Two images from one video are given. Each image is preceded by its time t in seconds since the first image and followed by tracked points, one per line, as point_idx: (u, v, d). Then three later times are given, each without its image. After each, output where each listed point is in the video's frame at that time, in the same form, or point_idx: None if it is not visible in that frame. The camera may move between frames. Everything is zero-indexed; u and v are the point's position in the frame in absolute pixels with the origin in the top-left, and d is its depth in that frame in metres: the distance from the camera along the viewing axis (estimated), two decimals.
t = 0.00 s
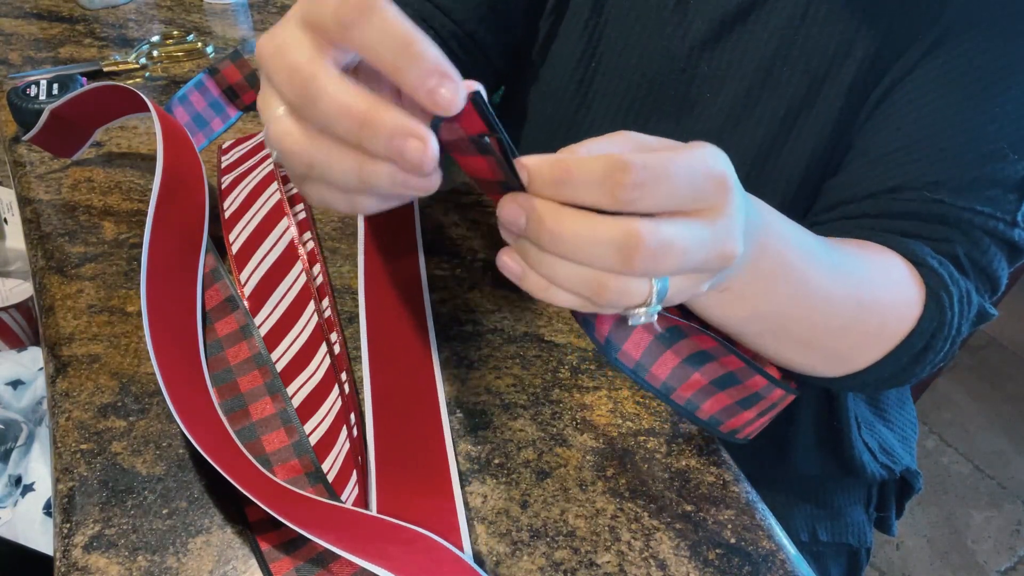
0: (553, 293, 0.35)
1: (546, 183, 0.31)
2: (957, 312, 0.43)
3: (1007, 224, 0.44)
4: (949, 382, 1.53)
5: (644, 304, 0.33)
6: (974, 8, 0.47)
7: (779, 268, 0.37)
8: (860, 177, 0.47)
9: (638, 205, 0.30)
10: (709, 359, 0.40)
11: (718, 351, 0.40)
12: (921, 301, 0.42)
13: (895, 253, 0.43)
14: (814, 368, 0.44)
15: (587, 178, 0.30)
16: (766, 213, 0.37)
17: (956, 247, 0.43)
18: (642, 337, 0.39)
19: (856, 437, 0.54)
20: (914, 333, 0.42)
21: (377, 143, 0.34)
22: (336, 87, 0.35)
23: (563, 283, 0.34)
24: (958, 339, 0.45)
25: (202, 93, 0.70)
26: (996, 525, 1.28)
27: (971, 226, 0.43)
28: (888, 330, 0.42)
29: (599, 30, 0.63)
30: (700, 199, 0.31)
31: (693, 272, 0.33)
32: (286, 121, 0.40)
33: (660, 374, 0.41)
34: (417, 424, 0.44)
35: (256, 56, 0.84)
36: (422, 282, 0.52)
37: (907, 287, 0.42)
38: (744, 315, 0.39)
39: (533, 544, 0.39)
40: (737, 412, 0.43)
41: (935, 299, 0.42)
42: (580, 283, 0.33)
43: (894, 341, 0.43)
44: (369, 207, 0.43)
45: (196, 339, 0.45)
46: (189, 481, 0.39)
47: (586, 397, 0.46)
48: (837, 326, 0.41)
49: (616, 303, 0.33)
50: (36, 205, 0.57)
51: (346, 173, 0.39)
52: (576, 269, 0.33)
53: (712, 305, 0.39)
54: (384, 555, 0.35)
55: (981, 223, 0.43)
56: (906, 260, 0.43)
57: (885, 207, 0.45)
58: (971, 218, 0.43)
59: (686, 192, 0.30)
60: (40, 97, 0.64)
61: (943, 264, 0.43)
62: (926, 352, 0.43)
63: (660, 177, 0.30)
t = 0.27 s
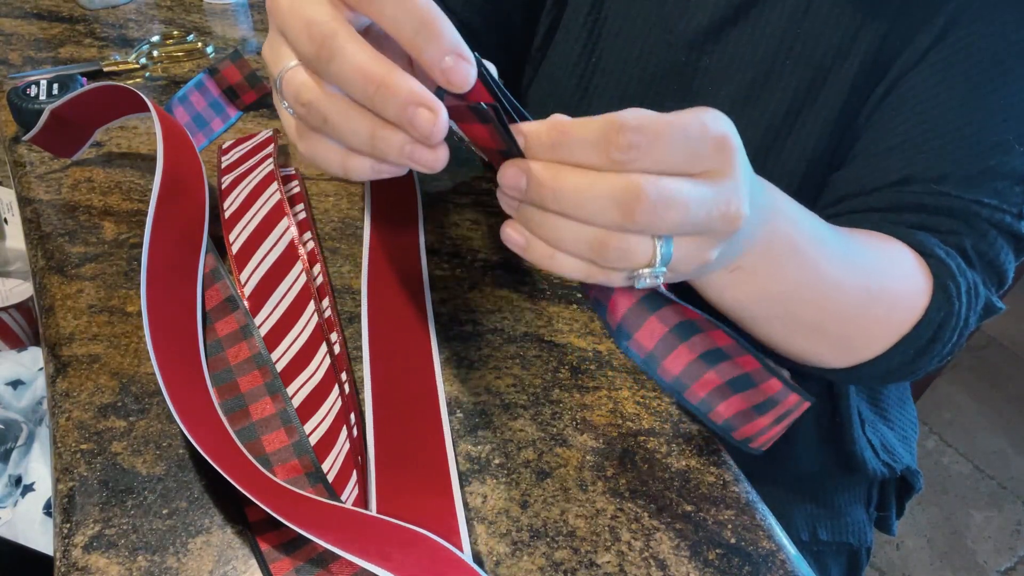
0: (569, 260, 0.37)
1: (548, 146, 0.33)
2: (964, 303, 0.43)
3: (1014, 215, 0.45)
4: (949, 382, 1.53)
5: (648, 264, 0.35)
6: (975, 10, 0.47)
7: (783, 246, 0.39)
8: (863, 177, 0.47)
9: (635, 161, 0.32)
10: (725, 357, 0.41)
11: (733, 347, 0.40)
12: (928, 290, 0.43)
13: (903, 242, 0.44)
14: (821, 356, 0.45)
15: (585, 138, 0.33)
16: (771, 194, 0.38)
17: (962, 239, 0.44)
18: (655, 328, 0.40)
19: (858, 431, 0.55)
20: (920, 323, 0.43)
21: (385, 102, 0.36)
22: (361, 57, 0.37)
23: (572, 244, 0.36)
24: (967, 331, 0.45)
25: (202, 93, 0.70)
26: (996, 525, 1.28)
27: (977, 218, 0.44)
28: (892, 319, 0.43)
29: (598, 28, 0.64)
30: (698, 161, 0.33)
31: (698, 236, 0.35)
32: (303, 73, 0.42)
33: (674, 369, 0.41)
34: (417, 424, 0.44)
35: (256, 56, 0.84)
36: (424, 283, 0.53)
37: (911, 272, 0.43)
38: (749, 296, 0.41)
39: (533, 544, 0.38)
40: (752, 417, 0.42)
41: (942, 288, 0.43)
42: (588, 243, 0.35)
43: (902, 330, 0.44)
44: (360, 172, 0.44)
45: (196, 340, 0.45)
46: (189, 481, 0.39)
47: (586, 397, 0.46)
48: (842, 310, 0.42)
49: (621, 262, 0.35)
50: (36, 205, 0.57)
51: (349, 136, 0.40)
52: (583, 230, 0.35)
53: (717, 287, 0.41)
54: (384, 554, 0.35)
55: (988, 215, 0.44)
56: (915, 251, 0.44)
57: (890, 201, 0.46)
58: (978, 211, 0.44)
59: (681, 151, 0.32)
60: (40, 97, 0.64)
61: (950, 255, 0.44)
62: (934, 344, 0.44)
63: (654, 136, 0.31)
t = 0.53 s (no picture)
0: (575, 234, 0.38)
1: (570, 115, 0.31)
2: (970, 295, 0.44)
3: (1018, 210, 0.44)
4: (949, 382, 1.53)
5: (654, 243, 0.37)
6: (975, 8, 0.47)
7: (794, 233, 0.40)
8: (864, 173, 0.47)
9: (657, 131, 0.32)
10: (752, 368, 0.44)
11: (759, 353, 0.44)
12: (934, 281, 0.43)
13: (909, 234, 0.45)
14: (832, 351, 0.46)
15: (621, 95, 0.30)
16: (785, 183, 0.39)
17: (968, 233, 0.44)
18: (680, 337, 0.45)
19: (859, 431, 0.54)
20: (929, 315, 0.44)
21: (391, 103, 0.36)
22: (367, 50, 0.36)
23: (576, 220, 0.37)
24: (971, 326, 0.46)
25: (202, 93, 0.70)
26: (996, 525, 1.28)
27: (982, 213, 0.44)
28: (902, 310, 0.44)
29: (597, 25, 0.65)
30: (718, 133, 0.33)
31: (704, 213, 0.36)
32: (300, 58, 0.41)
33: (704, 387, 0.45)
34: (417, 425, 0.44)
35: (256, 56, 0.84)
36: (424, 281, 0.53)
37: (920, 262, 0.43)
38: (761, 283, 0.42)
39: (533, 544, 0.38)
40: (796, 440, 0.45)
41: (948, 280, 0.43)
42: (597, 216, 0.37)
43: (910, 322, 0.44)
44: (352, 156, 0.44)
45: (196, 340, 0.45)
46: (189, 481, 0.39)
47: (586, 397, 0.46)
48: (853, 300, 0.43)
49: (629, 237, 0.36)
50: (37, 205, 0.57)
51: (352, 126, 0.40)
52: (590, 205, 0.36)
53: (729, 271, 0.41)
54: (384, 555, 0.35)
55: (992, 210, 0.44)
56: (923, 246, 0.44)
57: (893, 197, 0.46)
58: (984, 204, 0.44)
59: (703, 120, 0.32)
60: (40, 97, 0.64)
61: (956, 247, 0.44)
62: (940, 338, 0.44)
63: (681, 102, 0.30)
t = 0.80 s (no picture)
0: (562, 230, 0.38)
1: (557, 115, 0.32)
2: (968, 296, 0.44)
3: (1014, 213, 0.44)
4: (949, 382, 1.53)
5: (640, 245, 0.36)
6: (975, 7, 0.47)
7: (790, 232, 0.39)
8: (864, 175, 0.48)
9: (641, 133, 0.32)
10: (732, 340, 0.42)
11: (736, 324, 0.42)
12: (932, 283, 0.43)
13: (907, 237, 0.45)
14: (826, 350, 0.46)
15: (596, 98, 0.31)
16: (781, 180, 0.39)
17: (965, 235, 0.44)
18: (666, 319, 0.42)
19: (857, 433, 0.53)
20: (926, 316, 0.44)
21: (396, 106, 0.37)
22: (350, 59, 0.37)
23: (566, 218, 0.37)
24: (968, 327, 0.46)
25: (202, 93, 0.69)
26: (996, 525, 1.28)
27: (979, 216, 0.44)
28: (897, 311, 0.44)
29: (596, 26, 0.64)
30: (708, 135, 0.33)
31: (691, 215, 0.36)
32: (293, 70, 0.42)
33: (697, 364, 0.42)
34: (417, 425, 0.44)
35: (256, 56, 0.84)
36: (425, 281, 0.53)
37: (918, 263, 0.43)
38: (756, 280, 0.41)
39: (533, 544, 0.38)
40: (780, 409, 0.43)
41: (945, 282, 0.43)
42: (583, 213, 0.36)
43: (906, 323, 0.44)
44: (353, 160, 0.44)
45: (196, 340, 0.45)
46: (189, 481, 0.39)
47: (586, 397, 0.46)
48: (849, 299, 0.43)
49: (614, 236, 0.36)
50: (37, 205, 0.57)
51: (354, 133, 0.41)
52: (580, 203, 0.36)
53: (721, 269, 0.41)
54: (384, 554, 0.35)
55: (988, 212, 0.44)
56: (920, 247, 0.44)
57: (891, 199, 0.47)
58: (980, 207, 0.44)
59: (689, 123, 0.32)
60: (40, 97, 0.64)
61: (953, 249, 0.44)
62: (938, 338, 0.44)
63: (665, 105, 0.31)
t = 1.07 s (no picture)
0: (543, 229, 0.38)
1: (525, 122, 0.33)
2: (956, 297, 0.43)
3: (1007, 214, 0.44)
4: (949, 382, 1.53)
5: (619, 238, 0.36)
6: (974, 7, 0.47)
7: (768, 230, 0.40)
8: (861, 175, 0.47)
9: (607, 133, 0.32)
10: (701, 332, 0.42)
11: (709, 318, 0.42)
12: (917, 283, 0.43)
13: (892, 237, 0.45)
14: (812, 351, 0.45)
15: (562, 101, 0.32)
16: (757, 179, 0.39)
17: (955, 236, 0.44)
18: (637, 310, 0.42)
19: (859, 432, 0.54)
20: (913, 317, 0.43)
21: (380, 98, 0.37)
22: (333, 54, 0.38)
23: (544, 216, 0.37)
24: (958, 327, 0.45)
25: (202, 93, 0.69)
26: (996, 525, 1.28)
27: (971, 217, 0.44)
28: (882, 312, 0.43)
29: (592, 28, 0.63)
30: (675, 131, 0.33)
31: (673, 211, 0.35)
32: (277, 69, 0.42)
33: (659, 350, 0.42)
34: (416, 425, 0.44)
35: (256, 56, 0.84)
36: (424, 281, 0.53)
37: (902, 262, 0.43)
38: (738, 280, 0.41)
39: (533, 544, 0.38)
40: (732, 390, 0.43)
41: (933, 283, 0.43)
42: (561, 211, 0.36)
43: (892, 324, 0.44)
44: (339, 158, 0.44)
45: (196, 340, 0.45)
46: (189, 481, 0.39)
47: (586, 397, 0.46)
48: (831, 299, 0.42)
49: (592, 233, 0.36)
50: (36, 205, 0.57)
51: (340, 130, 0.41)
52: (557, 200, 0.36)
53: (700, 270, 0.41)
54: (384, 554, 0.35)
55: (981, 213, 0.44)
56: (905, 246, 0.44)
57: (885, 199, 0.46)
58: (972, 208, 0.44)
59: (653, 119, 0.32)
60: (40, 97, 0.64)
61: (942, 250, 0.44)
62: (926, 339, 0.44)
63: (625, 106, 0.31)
